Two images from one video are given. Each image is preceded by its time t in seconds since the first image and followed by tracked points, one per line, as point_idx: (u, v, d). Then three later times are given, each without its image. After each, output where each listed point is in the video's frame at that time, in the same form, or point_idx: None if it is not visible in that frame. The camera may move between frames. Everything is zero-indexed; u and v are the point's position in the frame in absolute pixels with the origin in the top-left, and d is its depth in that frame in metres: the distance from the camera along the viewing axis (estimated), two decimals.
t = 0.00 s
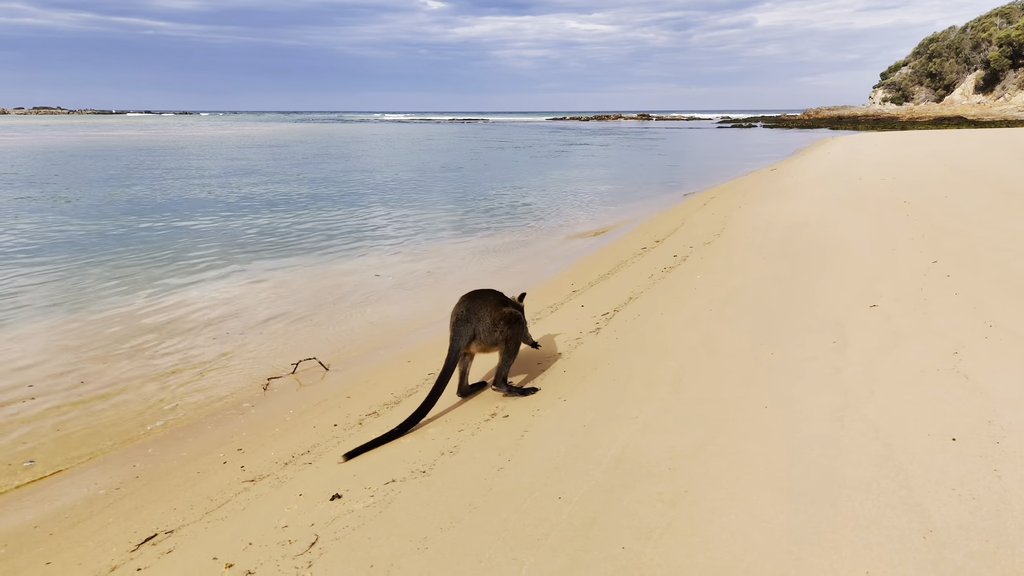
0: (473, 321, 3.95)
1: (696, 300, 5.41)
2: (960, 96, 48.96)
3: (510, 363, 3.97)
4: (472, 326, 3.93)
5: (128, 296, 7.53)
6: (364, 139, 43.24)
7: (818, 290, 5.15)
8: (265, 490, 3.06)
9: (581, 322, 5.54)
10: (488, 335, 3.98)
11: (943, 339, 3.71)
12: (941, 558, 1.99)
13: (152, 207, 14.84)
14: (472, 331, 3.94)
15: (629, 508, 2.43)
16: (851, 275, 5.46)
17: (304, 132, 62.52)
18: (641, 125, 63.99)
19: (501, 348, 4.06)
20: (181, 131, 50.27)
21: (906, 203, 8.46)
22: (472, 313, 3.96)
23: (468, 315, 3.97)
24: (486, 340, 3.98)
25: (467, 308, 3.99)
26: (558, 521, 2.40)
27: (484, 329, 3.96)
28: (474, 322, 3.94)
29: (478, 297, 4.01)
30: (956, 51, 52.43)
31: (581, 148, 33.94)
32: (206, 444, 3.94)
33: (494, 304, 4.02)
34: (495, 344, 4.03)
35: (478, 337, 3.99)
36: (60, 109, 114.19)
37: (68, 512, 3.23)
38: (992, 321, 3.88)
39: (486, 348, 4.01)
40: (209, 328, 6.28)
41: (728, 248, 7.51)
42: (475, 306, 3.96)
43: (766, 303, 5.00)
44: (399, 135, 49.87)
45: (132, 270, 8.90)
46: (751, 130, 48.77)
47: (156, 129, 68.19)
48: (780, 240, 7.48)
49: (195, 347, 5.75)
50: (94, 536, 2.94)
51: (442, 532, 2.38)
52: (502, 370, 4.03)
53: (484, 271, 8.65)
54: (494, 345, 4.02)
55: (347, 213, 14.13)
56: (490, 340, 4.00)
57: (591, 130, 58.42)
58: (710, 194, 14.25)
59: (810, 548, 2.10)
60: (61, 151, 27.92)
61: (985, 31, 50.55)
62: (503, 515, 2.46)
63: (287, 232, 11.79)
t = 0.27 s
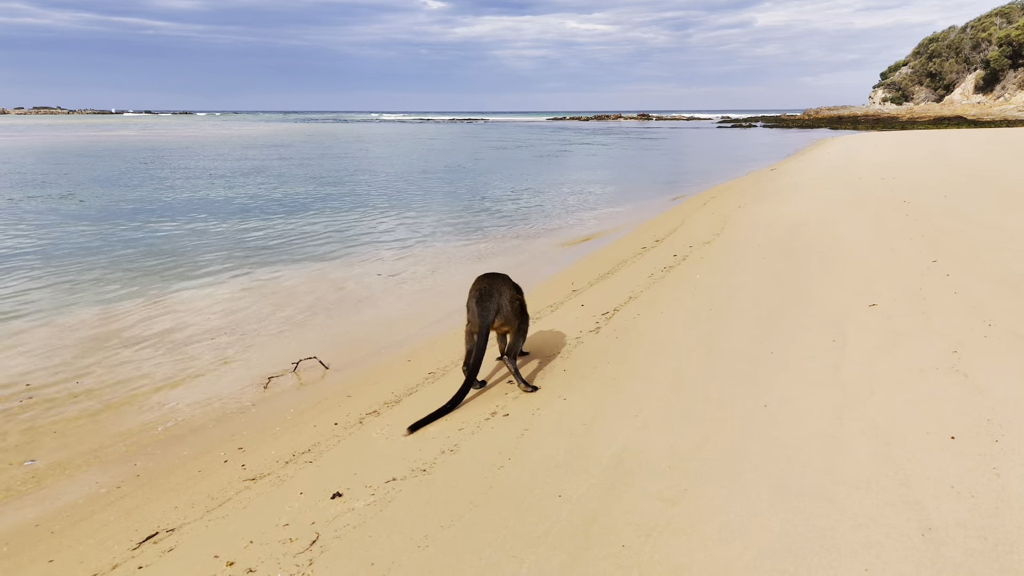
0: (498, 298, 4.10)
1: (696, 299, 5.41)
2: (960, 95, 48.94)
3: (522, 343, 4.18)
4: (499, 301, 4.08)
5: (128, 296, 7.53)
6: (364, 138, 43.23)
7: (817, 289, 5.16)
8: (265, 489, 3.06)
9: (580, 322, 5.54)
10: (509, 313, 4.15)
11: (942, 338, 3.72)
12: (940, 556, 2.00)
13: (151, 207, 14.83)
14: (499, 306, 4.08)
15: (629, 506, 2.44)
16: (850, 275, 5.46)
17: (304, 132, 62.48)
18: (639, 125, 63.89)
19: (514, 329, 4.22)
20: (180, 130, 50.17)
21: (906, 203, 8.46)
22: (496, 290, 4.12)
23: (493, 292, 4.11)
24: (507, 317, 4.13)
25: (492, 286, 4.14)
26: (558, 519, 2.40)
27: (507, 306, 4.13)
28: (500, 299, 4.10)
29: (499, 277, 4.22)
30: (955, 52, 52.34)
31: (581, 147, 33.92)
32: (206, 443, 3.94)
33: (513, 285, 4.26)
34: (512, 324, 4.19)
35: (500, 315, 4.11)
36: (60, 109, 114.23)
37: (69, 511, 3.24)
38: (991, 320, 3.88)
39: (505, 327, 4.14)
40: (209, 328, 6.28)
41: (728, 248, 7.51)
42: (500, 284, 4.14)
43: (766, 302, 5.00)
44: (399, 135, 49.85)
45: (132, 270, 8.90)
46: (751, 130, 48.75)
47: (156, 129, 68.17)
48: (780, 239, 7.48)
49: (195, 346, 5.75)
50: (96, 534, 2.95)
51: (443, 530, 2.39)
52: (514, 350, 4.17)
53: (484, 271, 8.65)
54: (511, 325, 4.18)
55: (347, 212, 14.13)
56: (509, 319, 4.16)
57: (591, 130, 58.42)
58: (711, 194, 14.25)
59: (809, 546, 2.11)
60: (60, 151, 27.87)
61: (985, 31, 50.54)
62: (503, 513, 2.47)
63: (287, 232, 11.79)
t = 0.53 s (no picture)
0: (511, 284, 4.47)
1: (696, 300, 5.41)
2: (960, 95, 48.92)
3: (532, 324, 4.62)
4: (512, 288, 4.46)
5: (128, 296, 7.52)
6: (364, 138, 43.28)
7: (818, 289, 5.16)
8: (266, 490, 3.06)
9: (581, 322, 5.54)
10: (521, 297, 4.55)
11: (943, 338, 3.71)
12: (942, 556, 2.00)
13: (150, 207, 14.81)
14: (512, 292, 4.46)
15: (630, 507, 2.44)
16: (850, 275, 5.46)
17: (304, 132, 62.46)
18: (639, 125, 63.87)
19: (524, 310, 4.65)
20: (180, 130, 50.18)
21: (906, 203, 8.46)
22: (509, 277, 4.48)
23: (507, 279, 4.47)
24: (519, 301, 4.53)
25: (505, 273, 4.49)
26: (560, 519, 2.40)
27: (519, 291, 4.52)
28: (512, 285, 4.47)
29: (509, 264, 4.55)
30: (955, 52, 52.33)
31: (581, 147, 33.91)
32: (206, 443, 3.94)
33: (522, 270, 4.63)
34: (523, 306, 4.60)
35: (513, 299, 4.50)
36: (60, 109, 114.33)
37: (69, 511, 3.23)
38: (992, 320, 3.88)
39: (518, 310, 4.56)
40: (209, 328, 6.27)
41: (728, 248, 7.51)
42: (512, 271, 4.50)
43: (767, 302, 5.00)
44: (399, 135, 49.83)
45: (132, 270, 8.89)
46: (751, 130, 48.71)
47: (156, 129, 68.19)
48: (780, 239, 7.48)
49: (195, 347, 5.74)
50: (97, 535, 2.94)
51: (443, 531, 2.39)
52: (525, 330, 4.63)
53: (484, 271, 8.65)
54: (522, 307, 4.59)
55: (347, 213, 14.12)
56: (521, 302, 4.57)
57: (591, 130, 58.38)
58: (711, 194, 14.25)
59: (811, 546, 2.11)
60: (59, 151, 27.85)
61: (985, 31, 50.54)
62: (504, 513, 2.47)
63: (287, 232, 11.78)
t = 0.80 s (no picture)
0: (513, 296, 4.60)
1: (697, 300, 5.40)
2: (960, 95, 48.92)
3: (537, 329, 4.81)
4: (515, 300, 4.59)
5: (127, 296, 7.50)
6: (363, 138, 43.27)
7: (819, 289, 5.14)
8: (265, 491, 3.04)
9: (581, 322, 5.54)
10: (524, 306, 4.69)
11: (945, 339, 3.69)
12: (947, 559, 1.98)
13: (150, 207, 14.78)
14: (515, 304, 4.61)
15: (633, 509, 2.42)
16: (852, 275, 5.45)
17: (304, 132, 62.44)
18: (639, 125, 63.86)
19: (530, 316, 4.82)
20: (180, 130, 50.21)
21: (907, 203, 8.44)
22: (512, 288, 4.59)
23: (509, 290, 4.59)
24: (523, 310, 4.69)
25: (507, 285, 4.59)
26: (561, 522, 2.38)
27: (522, 300, 4.65)
28: (515, 297, 4.60)
29: (512, 274, 4.64)
30: (955, 52, 52.34)
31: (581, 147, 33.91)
32: (206, 444, 3.93)
33: (525, 278, 4.70)
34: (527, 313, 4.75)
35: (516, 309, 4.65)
36: (60, 109, 114.37)
37: (67, 513, 3.21)
38: (994, 321, 3.86)
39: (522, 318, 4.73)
40: (209, 328, 6.25)
41: (729, 248, 7.50)
42: (514, 283, 4.59)
43: (768, 302, 4.99)
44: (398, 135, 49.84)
45: (131, 271, 8.87)
46: (751, 130, 48.70)
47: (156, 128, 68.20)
48: (780, 239, 7.47)
49: (194, 347, 5.72)
50: (96, 537, 2.93)
51: (444, 533, 2.37)
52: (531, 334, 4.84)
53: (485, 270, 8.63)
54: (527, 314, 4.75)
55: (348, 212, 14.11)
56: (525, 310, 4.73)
57: (591, 129, 58.35)
58: (711, 194, 14.24)
59: (815, 549, 2.09)
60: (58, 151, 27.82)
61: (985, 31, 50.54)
62: (506, 515, 2.45)
63: (288, 232, 11.77)
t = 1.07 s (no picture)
0: (513, 291, 4.61)
1: (698, 300, 5.38)
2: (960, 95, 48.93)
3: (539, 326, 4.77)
4: (515, 295, 4.59)
5: (126, 298, 7.47)
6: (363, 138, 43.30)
7: (821, 289, 5.12)
8: (263, 495, 3.01)
9: (581, 323, 5.52)
10: (525, 301, 4.68)
11: (947, 340, 3.67)
12: (951, 564, 1.95)
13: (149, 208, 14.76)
14: (516, 299, 4.60)
15: (634, 512, 2.39)
16: (853, 275, 5.43)
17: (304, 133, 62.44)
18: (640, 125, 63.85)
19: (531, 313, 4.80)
20: (180, 130, 50.23)
21: (908, 203, 8.43)
22: (512, 284, 4.61)
23: (510, 285, 4.60)
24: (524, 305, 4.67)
25: (507, 281, 4.61)
26: (561, 526, 2.36)
27: (523, 295, 4.65)
28: (515, 292, 4.61)
29: (512, 270, 4.67)
30: (955, 51, 52.35)
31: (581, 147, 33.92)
32: (204, 446, 3.90)
33: (525, 274, 4.74)
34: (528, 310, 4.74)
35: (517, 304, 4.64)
36: (60, 109, 114.30)
37: (64, 517, 3.19)
38: (996, 322, 3.84)
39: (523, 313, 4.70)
40: (207, 329, 6.23)
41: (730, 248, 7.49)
42: (514, 278, 4.62)
43: (769, 303, 4.97)
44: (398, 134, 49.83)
45: (130, 272, 8.85)
46: (751, 130, 48.69)
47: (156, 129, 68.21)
48: (781, 239, 7.46)
49: (193, 349, 5.69)
50: (92, 540, 2.90)
51: (443, 537, 2.35)
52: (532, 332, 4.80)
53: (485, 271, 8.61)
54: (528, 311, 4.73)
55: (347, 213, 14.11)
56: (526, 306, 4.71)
57: (591, 130, 58.25)
58: (711, 194, 14.24)
59: (818, 554, 2.06)
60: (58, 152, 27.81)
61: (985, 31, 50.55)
62: (505, 519, 2.43)
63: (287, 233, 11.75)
